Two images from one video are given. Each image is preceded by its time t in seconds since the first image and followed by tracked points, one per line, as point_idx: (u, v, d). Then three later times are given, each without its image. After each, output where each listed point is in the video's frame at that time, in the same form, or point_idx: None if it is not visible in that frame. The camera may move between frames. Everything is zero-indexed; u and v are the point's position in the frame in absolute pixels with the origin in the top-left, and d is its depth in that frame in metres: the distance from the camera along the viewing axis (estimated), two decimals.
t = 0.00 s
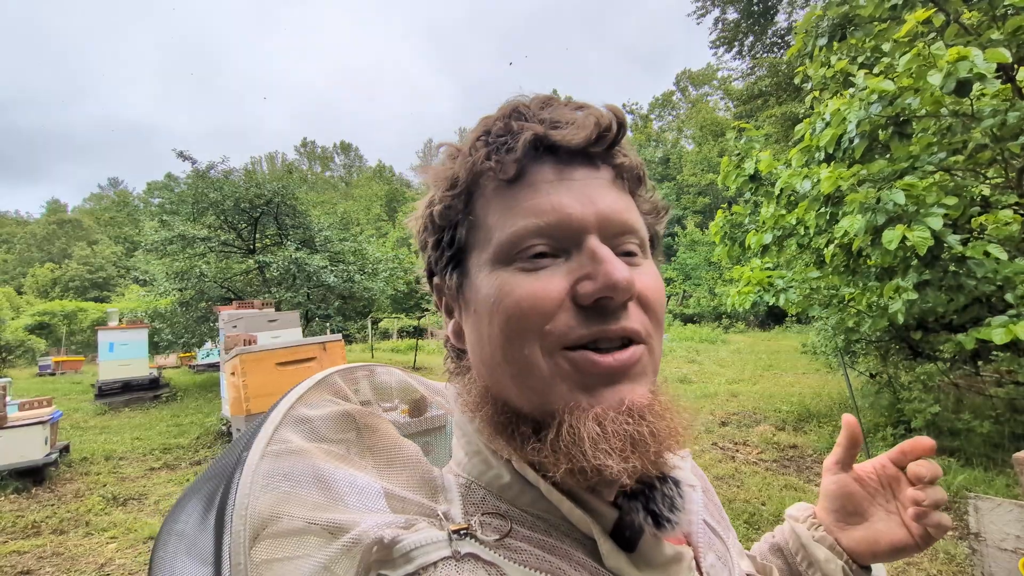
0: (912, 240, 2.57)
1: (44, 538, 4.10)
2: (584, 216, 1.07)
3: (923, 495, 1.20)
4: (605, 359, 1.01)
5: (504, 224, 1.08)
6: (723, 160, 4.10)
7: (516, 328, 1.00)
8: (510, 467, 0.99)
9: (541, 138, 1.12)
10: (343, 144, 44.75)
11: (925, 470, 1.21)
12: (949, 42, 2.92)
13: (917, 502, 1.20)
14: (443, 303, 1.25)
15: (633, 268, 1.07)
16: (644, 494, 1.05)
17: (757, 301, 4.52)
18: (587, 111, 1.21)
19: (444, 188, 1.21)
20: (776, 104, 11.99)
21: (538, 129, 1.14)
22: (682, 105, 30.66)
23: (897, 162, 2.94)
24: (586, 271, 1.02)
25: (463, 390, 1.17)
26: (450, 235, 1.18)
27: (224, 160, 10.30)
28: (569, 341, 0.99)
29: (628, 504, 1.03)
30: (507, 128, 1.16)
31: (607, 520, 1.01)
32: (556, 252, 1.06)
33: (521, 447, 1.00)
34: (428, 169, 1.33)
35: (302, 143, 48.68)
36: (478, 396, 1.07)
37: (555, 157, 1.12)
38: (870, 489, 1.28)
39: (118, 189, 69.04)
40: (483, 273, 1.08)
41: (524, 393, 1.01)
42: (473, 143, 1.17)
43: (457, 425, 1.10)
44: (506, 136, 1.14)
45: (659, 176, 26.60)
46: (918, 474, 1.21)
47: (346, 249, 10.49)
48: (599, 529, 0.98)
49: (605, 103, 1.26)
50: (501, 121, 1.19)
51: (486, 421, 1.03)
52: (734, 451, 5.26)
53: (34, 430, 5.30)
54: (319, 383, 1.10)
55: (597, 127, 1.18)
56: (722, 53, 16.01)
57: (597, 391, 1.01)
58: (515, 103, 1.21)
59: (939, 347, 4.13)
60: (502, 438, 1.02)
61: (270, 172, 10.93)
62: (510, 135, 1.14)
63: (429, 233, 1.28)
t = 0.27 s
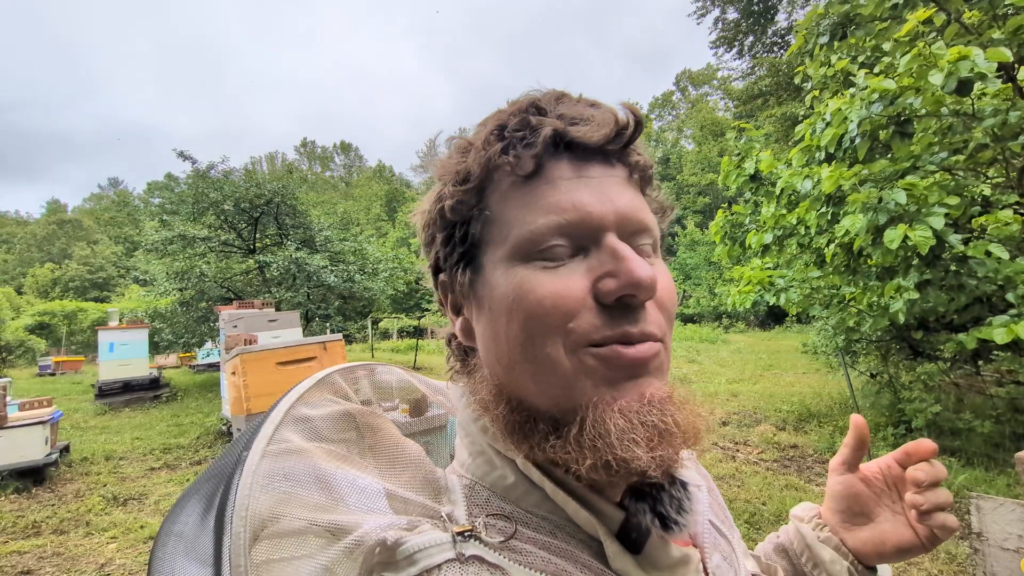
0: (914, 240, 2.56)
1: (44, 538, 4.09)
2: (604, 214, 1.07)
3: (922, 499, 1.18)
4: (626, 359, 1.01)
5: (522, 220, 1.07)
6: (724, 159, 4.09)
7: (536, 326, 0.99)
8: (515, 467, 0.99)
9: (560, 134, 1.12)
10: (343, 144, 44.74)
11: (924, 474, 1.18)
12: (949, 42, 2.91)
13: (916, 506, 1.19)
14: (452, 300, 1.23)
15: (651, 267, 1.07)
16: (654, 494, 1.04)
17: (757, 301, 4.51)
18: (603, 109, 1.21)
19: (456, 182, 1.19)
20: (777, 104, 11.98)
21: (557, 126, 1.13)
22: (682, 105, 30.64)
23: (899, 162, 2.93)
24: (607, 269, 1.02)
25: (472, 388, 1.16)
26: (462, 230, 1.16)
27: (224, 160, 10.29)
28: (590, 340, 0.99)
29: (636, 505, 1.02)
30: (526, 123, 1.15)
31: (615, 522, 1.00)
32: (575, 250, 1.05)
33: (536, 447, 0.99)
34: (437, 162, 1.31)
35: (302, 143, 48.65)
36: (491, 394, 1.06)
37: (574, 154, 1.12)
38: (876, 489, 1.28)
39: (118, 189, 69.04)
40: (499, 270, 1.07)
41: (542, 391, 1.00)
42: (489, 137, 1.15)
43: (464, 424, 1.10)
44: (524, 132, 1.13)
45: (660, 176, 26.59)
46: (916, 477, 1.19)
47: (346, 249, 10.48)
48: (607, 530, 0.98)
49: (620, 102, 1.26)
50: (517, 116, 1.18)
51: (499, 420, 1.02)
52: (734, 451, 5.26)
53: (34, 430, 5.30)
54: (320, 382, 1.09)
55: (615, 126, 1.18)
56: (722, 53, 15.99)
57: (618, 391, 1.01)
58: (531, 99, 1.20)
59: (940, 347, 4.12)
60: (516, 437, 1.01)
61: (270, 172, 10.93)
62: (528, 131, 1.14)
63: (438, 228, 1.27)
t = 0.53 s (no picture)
0: (913, 240, 2.56)
1: (44, 538, 4.10)
2: (611, 214, 1.07)
3: (917, 502, 1.19)
4: (633, 360, 1.02)
5: (529, 219, 1.07)
6: (724, 159, 4.09)
7: (543, 325, 0.99)
8: (514, 467, 0.99)
9: (569, 135, 1.12)
10: (343, 144, 44.75)
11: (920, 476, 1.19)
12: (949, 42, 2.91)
13: (911, 509, 1.20)
14: (454, 299, 1.23)
15: (657, 268, 1.07)
16: (652, 494, 1.05)
17: (757, 301, 4.51)
18: (611, 112, 1.22)
19: (461, 180, 1.19)
20: (777, 104, 11.98)
21: (565, 127, 1.14)
22: (682, 105, 30.64)
23: (898, 162, 2.93)
24: (614, 270, 1.02)
25: (474, 387, 1.16)
26: (467, 228, 1.16)
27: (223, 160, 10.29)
28: (596, 340, 0.99)
29: (633, 505, 1.03)
30: (534, 123, 1.16)
31: (614, 522, 1.00)
32: (582, 250, 1.05)
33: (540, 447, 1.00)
34: (441, 160, 1.30)
35: (302, 143, 48.66)
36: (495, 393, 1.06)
37: (581, 155, 1.13)
38: (873, 490, 1.28)
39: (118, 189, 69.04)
40: (505, 268, 1.06)
41: (548, 391, 1.00)
42: (495, 136, 1.15)
43: (464, 424, 1.09)
44: (532, 132, 1.14)
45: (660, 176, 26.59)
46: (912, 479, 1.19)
47: (346, 249, 10.49)
48: (605, 530, 0.98)
49: (627, 105, 1.26)
50: (525, 116, 1.18)
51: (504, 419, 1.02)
52: (734, 451, 5.26)
53: (34, 430, 5.30)
54: (318, 382, 1.09)
55: (622, 129, 1.19)
56: (722, 53, 15.99)
57: (623, 392, 1.01)
58: (540, 100, 1.21)
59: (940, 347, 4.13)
60: (521, 437, 1.01)
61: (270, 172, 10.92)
62: (536, 131, 1.14)
63: (441, 225, 1.26)
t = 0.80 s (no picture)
0: (912, 240, 2.56)
1: (44, 537, 4.10)
2: (615, 214, 1.07)
3: (913, 501, 1.22)
4: (638, 359, 1.02)
5: (534, 218, 1.07)
6: (724, 159, 4.09)
7: (549, 324, 0.99)
8: (512, 466, 0.99)
9: (573, 135, 1.13)
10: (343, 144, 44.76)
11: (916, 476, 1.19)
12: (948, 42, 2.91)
13: (908, 508, 1.22)
14: (456, 298, 1.22)
15: (661, 267, 1.08)
16: (651, 492, 1.05)
17: (757, 301, 4.51)
18: (614, 113, 1.23)
19: (465, 178, 1.19)
20: (776, 104, 11.99)
21: (570, 127, 1.14)
22: (682, 105, 30.65)
23: (898, 162, 2.94)
24: (619, 269, 1.02)
25: (476, 387, 1.16)
26: (470, 227, 1.16)
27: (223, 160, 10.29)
28: (602, 339, 0.99)
29: (632, 503, 1.03)
30: (539, 123, 1.16)
31: (612, 520, 1.00)
32: (586, 249, 1.05)
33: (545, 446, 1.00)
34: (443, 159, 1.30)
35: (302, 143, 48.65)
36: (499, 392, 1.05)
37: (585, 155, 1.13)
38: (870, 489, 1.28)
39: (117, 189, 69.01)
40: (510, 267, 1.06)
41: (552, 389, 1.00)
42: (499, 135, 1.15)
43: (464, 423, 1.09)
44: (537, 131, 1.14)
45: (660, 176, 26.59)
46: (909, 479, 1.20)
47: (346, 249, 10.49)
48: (604, 528, 0.98)
49: (629, 106, 1.27)
50: (529, 115, 1.18)
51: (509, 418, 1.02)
52: (734, 451, 5.26)
53: (34, 430, 5.30)
54: (317, 381, 1.09)
55: (625, 129, 1.20)
56: (722, 53, 15.98)
57: (627, 390, 1.01)
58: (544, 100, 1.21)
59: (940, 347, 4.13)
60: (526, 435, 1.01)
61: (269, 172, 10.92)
62: (541, 130, 1.14)
63: (443, 224, 1.26)
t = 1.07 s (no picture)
0: (913, 240, 2.56)
1: (44, 538, 4.10)
2: (622, 214, 1.07)
3: (912, 500, 1.22)
4: (645, 358, 1.02)
5: (542, 218, 1.07)
6: (724, 159, 4.09)
7: (558, 323, 0.99)
8: (514, 465, 0.99)
9: (580, 136, 1.13)
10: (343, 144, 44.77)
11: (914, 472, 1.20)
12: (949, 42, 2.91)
13: (907, 506, 1.22)
14: (460, 298, 1.22)
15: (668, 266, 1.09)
16: (653, 491, 1.04)
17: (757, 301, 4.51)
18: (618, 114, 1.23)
19: (470, 179, 1.18)
20: (776, 104, 11.99)
21: (576, 127, 1.14)
22: (682, 105, 30.66)
23: (898, 162, 2.94)
24: (627, 268, 1.03)
25: (481, 388, 1.16)
26: (476, 227, 1.15)
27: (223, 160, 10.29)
28: (611, 338, 1.00)
29: (633, 501, 1.02)
30: (545, 124, 1.16)
31: (614, 519, 1.00)
32: (594, 249, 1.05)
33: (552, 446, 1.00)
34: (446, 158, 1.29)
35: (302, 143, 48.66)
36: (505, 392, 1.05)
37: (592, 156, 1.13)
38: (870, 487, 1.28)
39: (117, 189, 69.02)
40: (518, 266, 1.06)
41: (560, 388, 1.00)
42: (505, 135, 1.14)
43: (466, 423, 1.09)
44: (544, 132, 1.14)
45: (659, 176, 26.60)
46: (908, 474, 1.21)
47: (346, 249, 10.49)
48: (606, 526, 0.98)
49: (632, 107, 1.27)
50: (535, 116, 1.18)
51: (516, 418, 1.02)
52: (734, 451, 5.26)
53: (35, 430, 5.30)
54: (318, 381, 1.09)
55: (630, 131, 1.20)
56: (722, 53, 15.99)
57: (634, 390, 1.02)
58: (550, 100, 1.21)
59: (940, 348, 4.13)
60: (532, 435, 1.01)
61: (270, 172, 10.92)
62: (549, 131, 1.14)
63: (448, 224, 1.25)
